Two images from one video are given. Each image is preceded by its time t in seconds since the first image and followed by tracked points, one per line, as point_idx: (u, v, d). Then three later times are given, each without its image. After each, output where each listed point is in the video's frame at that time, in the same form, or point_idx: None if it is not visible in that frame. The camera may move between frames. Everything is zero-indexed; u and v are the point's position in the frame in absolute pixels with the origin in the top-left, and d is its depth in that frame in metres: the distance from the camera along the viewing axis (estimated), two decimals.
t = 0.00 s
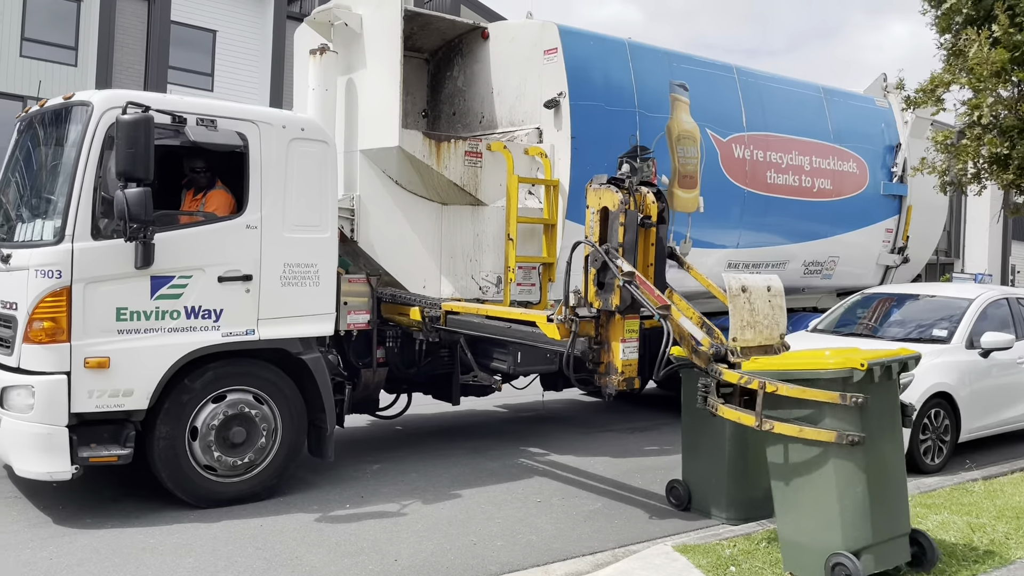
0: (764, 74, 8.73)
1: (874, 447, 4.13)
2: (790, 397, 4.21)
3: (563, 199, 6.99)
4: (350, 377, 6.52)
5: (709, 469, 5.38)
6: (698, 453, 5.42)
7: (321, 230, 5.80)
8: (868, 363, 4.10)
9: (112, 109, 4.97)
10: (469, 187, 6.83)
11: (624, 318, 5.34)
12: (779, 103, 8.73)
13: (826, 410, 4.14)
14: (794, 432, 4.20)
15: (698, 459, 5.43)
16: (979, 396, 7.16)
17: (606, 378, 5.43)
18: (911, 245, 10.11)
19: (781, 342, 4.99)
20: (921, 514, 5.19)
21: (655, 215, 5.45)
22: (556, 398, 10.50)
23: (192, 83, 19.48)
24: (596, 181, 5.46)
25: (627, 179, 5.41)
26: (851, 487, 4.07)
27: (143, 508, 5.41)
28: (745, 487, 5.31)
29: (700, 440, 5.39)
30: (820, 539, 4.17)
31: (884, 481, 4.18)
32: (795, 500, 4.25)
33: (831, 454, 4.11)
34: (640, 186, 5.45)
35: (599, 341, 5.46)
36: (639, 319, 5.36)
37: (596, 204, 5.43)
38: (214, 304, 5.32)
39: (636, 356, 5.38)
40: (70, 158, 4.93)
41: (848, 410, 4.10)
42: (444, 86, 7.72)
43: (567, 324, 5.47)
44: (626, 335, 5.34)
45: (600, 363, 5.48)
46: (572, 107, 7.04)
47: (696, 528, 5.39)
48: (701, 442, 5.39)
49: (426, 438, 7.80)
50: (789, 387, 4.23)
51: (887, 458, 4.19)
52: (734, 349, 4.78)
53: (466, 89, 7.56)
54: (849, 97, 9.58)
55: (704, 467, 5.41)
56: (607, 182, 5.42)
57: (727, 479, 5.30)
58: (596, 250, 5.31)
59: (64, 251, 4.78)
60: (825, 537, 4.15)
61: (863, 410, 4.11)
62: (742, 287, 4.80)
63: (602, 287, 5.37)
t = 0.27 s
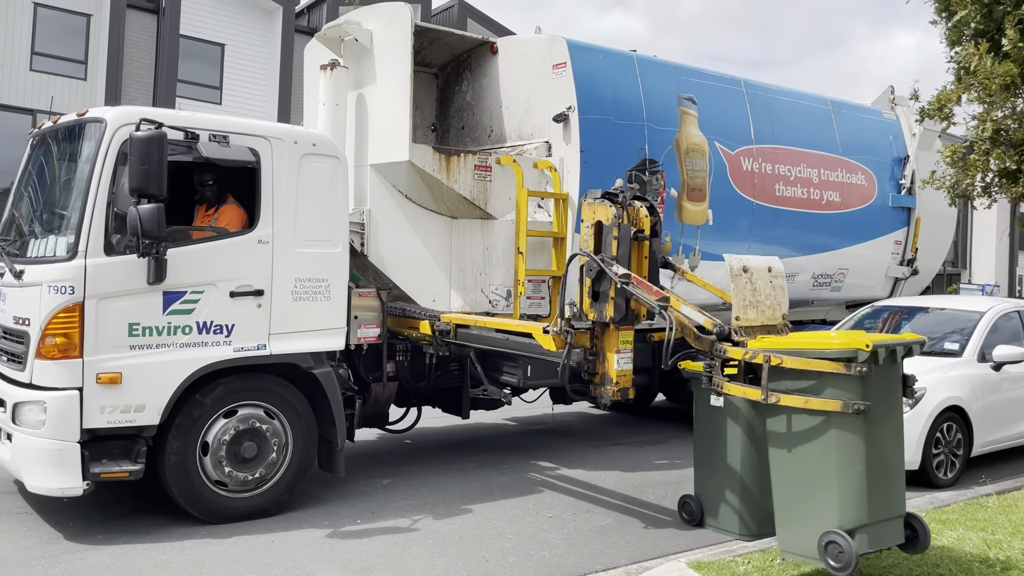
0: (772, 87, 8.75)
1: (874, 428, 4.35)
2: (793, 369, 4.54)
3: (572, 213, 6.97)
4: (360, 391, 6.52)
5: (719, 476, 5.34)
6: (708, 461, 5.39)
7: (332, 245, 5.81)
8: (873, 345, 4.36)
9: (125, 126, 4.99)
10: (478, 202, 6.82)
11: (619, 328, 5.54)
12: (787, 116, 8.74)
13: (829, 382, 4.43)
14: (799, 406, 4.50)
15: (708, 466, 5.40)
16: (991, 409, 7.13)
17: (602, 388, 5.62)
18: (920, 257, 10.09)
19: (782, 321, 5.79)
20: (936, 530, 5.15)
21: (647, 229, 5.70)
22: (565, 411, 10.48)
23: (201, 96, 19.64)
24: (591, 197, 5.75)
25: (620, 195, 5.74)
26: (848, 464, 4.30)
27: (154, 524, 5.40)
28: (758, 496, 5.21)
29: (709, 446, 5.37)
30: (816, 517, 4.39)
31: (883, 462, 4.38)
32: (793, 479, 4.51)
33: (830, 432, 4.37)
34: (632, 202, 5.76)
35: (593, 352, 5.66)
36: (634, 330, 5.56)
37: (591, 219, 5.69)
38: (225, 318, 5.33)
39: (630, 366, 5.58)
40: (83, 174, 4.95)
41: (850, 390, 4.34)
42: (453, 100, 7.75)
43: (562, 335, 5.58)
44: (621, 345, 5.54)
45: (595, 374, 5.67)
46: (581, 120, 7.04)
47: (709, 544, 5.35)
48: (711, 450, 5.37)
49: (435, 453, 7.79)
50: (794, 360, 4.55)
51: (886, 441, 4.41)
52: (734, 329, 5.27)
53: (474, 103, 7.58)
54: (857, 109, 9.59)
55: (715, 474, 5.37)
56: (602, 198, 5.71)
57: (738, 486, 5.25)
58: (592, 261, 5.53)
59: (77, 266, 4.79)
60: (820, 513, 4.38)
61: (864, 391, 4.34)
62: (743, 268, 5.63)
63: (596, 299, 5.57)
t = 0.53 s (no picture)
0: (780, 98, 8.74)
1: (873, 378, 4.54)
2: (792, 319, 4.69)
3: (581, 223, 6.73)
4: (369, 405, 6.51)
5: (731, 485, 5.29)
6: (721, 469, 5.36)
7: (342, 257, 5.80)
8: (867, 289, 4.60)
9: (136, 139, 4.99)
10: (487, 214, 6.83)
11: (613, 337, 5.67)
12: (795, 127, 8.73)
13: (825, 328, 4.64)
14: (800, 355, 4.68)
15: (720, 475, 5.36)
16: (1005, 422, 7.07)
17: (597, 397, 5.72)
18: (930, 268, 10.05)
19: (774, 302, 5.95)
20: (952, 545, 5.09)
21: (640, 240, 5.91)
22: (573, 424, 10.44)
23: (208, 110, 19.75)
24: (585, 210, 6.04)
25: (613, 207, 5.95)
26: (849, 413, 4.51)
27: (163, 539, 5.37)
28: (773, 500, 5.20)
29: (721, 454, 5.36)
30: (823, 468, 4.59)
31: (888, 410, 4.56)
32: (798, 435, 4.72)
33: (829, 385, 4.59)
34: (626, 214, 5.94)
35: (588, 360, 5.75)
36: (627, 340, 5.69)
37: (585, 229, 5.99)
38: (235, 331, 5.32)
39: (624, 374, 5.68)
40: (94, 188, 4.95)
41: (849, 344, 4.56)
42: (461, 113, 7.77)
43: (558, 344, 5.71)
44: (615, 354, 5.66)
45: (589, 382, 5.77)
46: (589, 132, 7.05)
47: (722, 559, 5.30)
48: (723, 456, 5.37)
49: (444, 467, 7.76)
50: (790, 309, 4.72)
51: (888, 390, 4.59)
52: (730, 295, 5.36)
53: (482, 115, 7.58)
54: (865, 120, 9.57)
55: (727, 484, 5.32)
56: (595, 210, 5.97)
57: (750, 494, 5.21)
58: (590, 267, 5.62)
59: (87, 280, 4.77)
60: (827, 464, 4.58)
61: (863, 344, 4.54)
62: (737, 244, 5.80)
63: (590, 307, 5.68)
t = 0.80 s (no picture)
0: (787, 109, 8.74)
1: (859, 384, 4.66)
2: (780, 327, 4.78)
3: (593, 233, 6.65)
4: (378, 417, 6.46)
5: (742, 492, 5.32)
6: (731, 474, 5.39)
7: (351, 270, 5.82)
8: (854, 299, 4.70)
9: (147, 153, 5.02)
10: (495, 226, 6.82)
11: (607, 348, 5.80)
12: (803, 138, 8.73)
13: (812, 335, 4.74)
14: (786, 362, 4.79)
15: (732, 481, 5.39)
16: (1018, 434, 7.02)
17: (592, 405, 5.90)
18: (940, 279, 10.01)
19: (770, 294, 5.65)
20: (966, 558, 5.05)
21: (634, 250, 5.85)
22: (582, 437, 10.40)
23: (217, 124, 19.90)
24: (579, 221, 5.94)
25: (607, 219, 5.88)
26: (835, 419, 4.62)
27: (173, 553, 5.36)
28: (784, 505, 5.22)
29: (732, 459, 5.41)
30: (808, 472, 4.72)
31: (872, 415, 4.69)
32: (784, 440, 4.83)
33: (815, 390, 4.71)
34: (619, 225, 5.90)
35: (583, 370, 5.93)
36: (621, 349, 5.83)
37: (579, 241, 5.89)
38: (245, 344, 5.32)
39: (618, 384, 5.88)
40: (105, 201, 4.97)
41: (835, 351, 4.67)
42: (468, 125, 7.79)
43: (553, 354, 5.86)
44: (609, 364, 5.82)
45: (585, 391, 5.95)
46: (597, 144, 7.06)
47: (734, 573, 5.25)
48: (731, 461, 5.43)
49: (453, 480, 7.74)
50: (778, 316, 4.83)
51: (872, 398, 4.71)
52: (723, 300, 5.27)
53: (490, 128, 7.61)
54: (873, 131, 9.56)
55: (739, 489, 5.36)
56: (589, 222, 5.88)
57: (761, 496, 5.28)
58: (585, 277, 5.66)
59: (98, 293, 4.78)
60: (812, 468, 4.69)
61: (848, 352, 4.66)
62: (728, 242, 5.52)
63: (584, 317, 5.76)
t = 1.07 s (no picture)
0: (796, 119, 8.72)
1: (843, 388, 4.66)
2: (765, 332, 4.78)
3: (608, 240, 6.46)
4: (386, 429, 6.44)
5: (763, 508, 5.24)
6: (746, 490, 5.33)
7: (358, 282, 5.82)
8: (836, 304, 4.71)
9: (156, 166, 5.04)
10: (502, 237, 6.81)
11: (600, 356, 6.01)
12: (811, 148, 8.70)
13: (798, 340, 4.73)
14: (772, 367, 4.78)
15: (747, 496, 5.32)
16: None
17: (586, 413, 6.12)
18: (951, 289, 9.94)
19: (758, 301, 6.32)
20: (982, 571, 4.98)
21: (626, 260, 6.08)
22: (591, 448, 10.35)
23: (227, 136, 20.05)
24: (572, 232, 6.18)
25: (599, 230, 6.12)
26: (820, 423, 4.61)
27: (182, 566, 5.35)
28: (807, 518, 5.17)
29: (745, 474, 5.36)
30: (793, 476, 4.70)
31: (855, 418, 4.69)
32: (770, 443, 4.82)
33: (801, 394, 4.69)
34: (612, 236, 6.11)
35: (577, 378, 6.16)
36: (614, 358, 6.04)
37: (572, 252, 6.12)
38: (253, 356, 5.32)
39: (611, 392, 6.09)
40: (114, 215, 4.99)
41: (820, 354, 4.66)
42: (476, 137, 7.80)
43: (547, 362, 6.03)
44: (602, 373, 6.02)
45: (579, 399, 6.16)
46: (604, 155, 7.06)
47: None
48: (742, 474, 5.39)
49: (461, 492, 7.71)
50: (765, 321, 4.82)
51: (856, 401, 4.72)
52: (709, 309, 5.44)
53: (498, 139, 7.62)
54: (882, 140, 9.52)
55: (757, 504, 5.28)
56: (582, 232, 6.12)
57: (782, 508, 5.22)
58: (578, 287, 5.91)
59: (107, 306, 4.79)
60: (797, 472, 4.68)
61: (832, 356, 4.67)
62: (716, 252, 6.26)
63: (577, 327, 6.00)
